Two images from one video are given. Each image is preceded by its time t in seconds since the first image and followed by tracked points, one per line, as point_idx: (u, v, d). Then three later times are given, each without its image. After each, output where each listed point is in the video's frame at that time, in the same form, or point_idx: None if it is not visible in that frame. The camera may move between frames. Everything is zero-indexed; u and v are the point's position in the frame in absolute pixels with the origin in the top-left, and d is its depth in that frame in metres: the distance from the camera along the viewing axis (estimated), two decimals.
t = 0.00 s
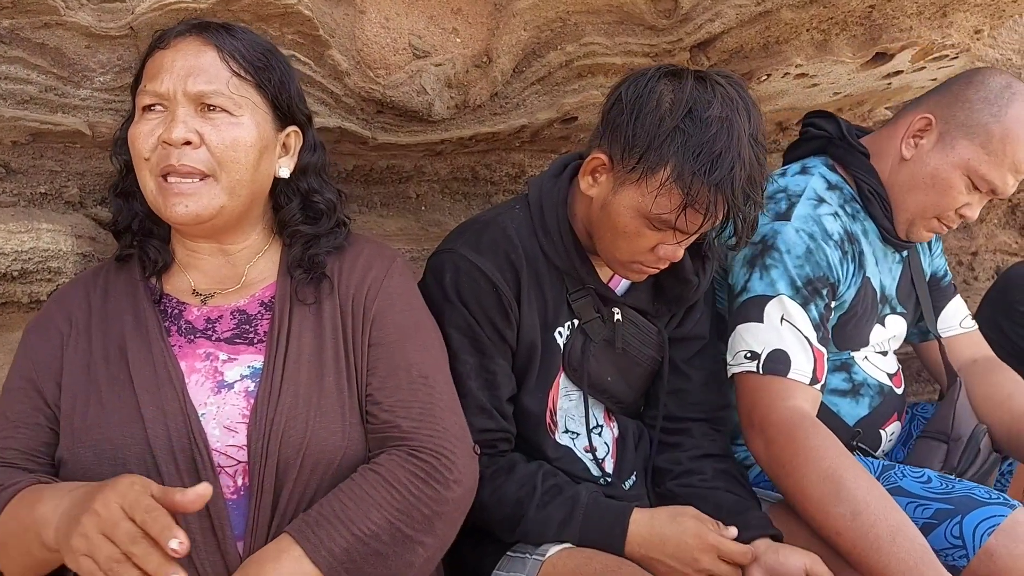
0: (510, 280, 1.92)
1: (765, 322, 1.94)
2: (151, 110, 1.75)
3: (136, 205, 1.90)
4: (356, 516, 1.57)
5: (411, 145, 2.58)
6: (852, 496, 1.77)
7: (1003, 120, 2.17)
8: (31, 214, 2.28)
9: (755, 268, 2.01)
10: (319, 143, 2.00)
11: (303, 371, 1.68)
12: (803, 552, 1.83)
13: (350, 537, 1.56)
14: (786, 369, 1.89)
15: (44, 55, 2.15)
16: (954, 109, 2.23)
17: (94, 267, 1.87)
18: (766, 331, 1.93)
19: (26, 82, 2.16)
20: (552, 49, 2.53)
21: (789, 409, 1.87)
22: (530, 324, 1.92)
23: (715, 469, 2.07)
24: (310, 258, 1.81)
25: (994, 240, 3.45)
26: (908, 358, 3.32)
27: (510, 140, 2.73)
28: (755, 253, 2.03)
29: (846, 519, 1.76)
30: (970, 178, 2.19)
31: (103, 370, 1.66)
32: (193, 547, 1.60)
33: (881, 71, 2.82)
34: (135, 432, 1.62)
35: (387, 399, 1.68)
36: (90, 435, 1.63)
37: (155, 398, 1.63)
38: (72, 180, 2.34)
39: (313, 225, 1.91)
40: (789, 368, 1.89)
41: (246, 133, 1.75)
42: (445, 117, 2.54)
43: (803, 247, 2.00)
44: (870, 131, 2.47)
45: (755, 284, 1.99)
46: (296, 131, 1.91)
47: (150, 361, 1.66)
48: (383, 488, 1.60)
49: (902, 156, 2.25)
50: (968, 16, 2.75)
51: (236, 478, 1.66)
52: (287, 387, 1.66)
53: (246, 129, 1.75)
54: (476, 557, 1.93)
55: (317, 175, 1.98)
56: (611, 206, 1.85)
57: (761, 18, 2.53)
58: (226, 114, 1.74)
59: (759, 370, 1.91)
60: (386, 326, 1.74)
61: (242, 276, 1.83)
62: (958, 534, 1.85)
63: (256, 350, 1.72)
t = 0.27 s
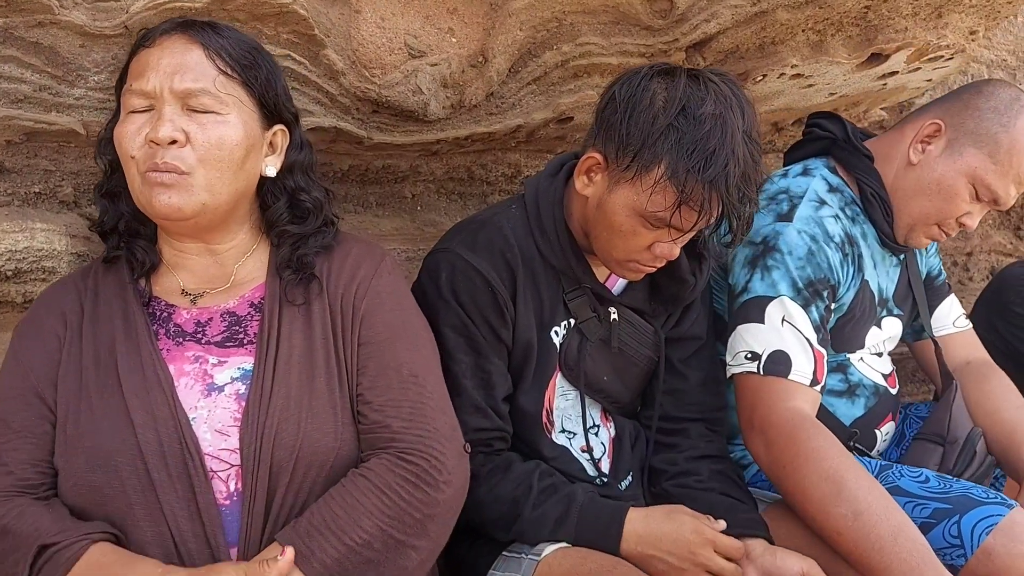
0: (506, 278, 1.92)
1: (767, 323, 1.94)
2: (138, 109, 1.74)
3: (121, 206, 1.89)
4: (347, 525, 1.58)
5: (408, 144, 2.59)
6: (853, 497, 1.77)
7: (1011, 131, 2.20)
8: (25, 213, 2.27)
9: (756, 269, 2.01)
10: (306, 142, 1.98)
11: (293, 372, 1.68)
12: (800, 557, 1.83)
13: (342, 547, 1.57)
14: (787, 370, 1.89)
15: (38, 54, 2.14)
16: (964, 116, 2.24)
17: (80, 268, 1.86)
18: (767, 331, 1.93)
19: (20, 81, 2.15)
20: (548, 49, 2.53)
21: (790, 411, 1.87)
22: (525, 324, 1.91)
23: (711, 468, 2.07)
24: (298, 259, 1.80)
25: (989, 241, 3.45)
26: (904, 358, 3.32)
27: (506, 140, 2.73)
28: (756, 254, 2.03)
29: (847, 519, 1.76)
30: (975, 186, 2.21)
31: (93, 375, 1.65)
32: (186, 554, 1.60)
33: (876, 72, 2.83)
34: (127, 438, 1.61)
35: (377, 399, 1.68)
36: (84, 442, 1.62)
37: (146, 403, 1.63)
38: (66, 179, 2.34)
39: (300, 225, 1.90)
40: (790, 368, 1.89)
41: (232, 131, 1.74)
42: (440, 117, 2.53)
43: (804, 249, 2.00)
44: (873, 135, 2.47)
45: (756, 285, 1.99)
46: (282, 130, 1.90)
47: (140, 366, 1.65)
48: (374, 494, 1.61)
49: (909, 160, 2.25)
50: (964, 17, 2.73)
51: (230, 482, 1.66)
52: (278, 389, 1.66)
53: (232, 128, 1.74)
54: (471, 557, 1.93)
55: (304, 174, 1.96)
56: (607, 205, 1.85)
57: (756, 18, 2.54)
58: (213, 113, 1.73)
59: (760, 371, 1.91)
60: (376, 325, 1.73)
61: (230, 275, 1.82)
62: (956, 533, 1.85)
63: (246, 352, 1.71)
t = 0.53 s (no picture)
0: (504, 279, 1.92)
1: (760, 326, 1.94)
2: (143, 111, 1.71)
3: (104, 209, 1.87)
4: (330, 533, 1.58)
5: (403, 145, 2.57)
6: (845, 499, 1.77)
7: (1011, 137, 2.20)
8: (19, 213, 2.30)
9: (750, 271, 2.01)
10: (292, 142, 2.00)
11: (279, 378, 1.67)
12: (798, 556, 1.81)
13: (325, 555, 1.57)
14: (780, 373, 1.90)
15: (32, 53, 2.14)
16: (963, 121, 2.25)
17: (67, 272, 1.85)
18: (760, 334, 1.93)
19: (13, 81, 2.15)
20: (543, 50, 2.53)
21: (782, 413, 1.88)
22: (523, 325, 1.91)
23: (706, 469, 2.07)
24: (289, 256, 1.81)
25: (983, 242, 3.46)
26: (898, 359, 3.33)
27: (501, 141, 2.73)
28: (750, 256, 2.03)
29: (839, 521, 1.76)
30: (972, 192, 2.21)
31: (77, 384, 1.65)
32: (173, 563, 1.60)
33: (871, 74, 2.84)
34: (112, 448, 1.61)
35: (364, 402, 1.68)
36: (69, 453, 1.61)
37: (129, 413, 1.62)
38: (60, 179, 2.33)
39: (290, 218, 1.90)
40: (784, 371, 1.90)
41: (245, 133, 1.77)
42: (436, 117, 2.52)
43: (798, 252, 2.01)
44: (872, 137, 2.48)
45: (750, 287, 1.99)
46: (271, 129, 1.90)
47: (124, 374, 1.65)
48: (358, 500, 1.60)
49: (907, 163, 2.26)
50: (957, 19, 2.75)
51: (216, 490, 1.65)
52: (264, 395, 1.65)
53: (246, 131, 1.77)
54: (466, 557, 1.92)
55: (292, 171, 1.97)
56: (607, 207, 1.85)
57: (751, 19, 2.54)
58: (226, 115, 1.75)
59: (753, 373, 1.92)
60: (363, 327, 1.73)
61: (217, 278, 1.82)
62: (949, 535, 1.85)
63: (231, 357, 1.71)
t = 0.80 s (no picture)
0: (500, 278, 1.92)
1: (755, 328, 1.95)
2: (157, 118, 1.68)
3: (91, 209, 1.80)
4: (322, 537, 1.58)
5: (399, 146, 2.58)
6: (839, 499, 1.78)
7: (1007, 141, 2.20)
8: (15, 215, 2.32)
9: (745, 273, 2.02)
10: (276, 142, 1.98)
11: (266, 382, 1.67)
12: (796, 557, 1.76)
13: (317, 558, 1.57)
14: (773, 375, 1.90)
15: (28, 55, 2.14)
16: (958, 124, 2.26)
17: (55, 275, 1.85)
18: (755, 336, 1.94)
19: (10, 82, 2.15)
20: (539, 51, 2.53)
21: (776, 415, 1.89)
22: (520, 324, 1.92)
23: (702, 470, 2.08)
24: (279, 249, 1.81)
25: (978, 242, 3.47)
26: (893, 359, 3.35)
27: (497, 142, 2.73)
28: (744, 258, 2.04)
29: (833, 520, 1.77)
30: (966, 195, 2.22)
31: (62, 389, 1.65)
32: (162, 567, 1.60)
33: (866, 75, 2.85)
34: (97, 453, 1.61)
35: (354, 402, 1.68)
36: (55, 459, 1.62)
37: (115, 418, 1.63)
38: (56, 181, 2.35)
39: (275, 212, 1.90)
40: (778, 373, 1.91)
41: (257, 141, 1.80)
42: (431, 119, 2.53)
43: (792, 254, 2.01)
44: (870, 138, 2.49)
45: (745, 289, 2.00)
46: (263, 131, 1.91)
47: (108, 380, 1.65)
48: (349, 503, 1.61)
49: (902, 166, 2.27)
50: (951, 21, 2.74)
51: (204, 494, 1.66)
52: (250, 398, 1.65)
53: (256, 139, 1.80)
54: (462, 557, 1.94)
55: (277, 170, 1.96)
56: (604, 208, 1.86)
57: (746, 21, 2.55)
58: (240, 124, 1.78)
59: (746, 375, 1.93)
60: (352, 327, 1.73)
61: (203, 281, 1.81)
62: (943, 535, 1.86)
63: (217, 360, 1.71)
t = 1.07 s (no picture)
0: (495, 279, 1.93)
1: (751, 328, 1.96)
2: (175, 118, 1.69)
3: (100, 206, 1.80)
4: (314, 538, 1.58)
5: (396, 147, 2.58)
6: (835, 498, 1.78)
7: (1001, 142, 2.22)
8: (13, 215, 2.31)
9: (741, 274, 2.03)
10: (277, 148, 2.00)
11: (262, 382, 1.68)
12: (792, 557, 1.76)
13: (308, 559, 1.57)
14: (770, 374, 1.91)
15: (26, 55, 2.14)
16: (954, 126, 2.27)
17: (57, 273, 1.86)
18: (751, 336, 1.94)
19: (7, 83, 2.15)
20: (536, 52, 2.53)
21: (774, 414, 1.89)
22: (515, 324, 1.93)
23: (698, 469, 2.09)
24: (284, 247, 1.83)
25: (973, 243, 3.49)
26: (889, 359, 3.36)
27: (494, 142, 2.74)
28: (741, 259, 2.05)
29: (830, 520, 1.78)
30: (961, 196, 2.23)
31: (60, 389, 1.66)
32: (155, 568, 1.60)
33: (862, 76, 2.86)
34: (94, 453, 1.61)
35: (349, 405, 1.69)
36: (51, 459, 1.62)
37: (113, 419, 1.63)
38: (53, 181, 2.34)
39: (278, 212, 1.92)
40: (775, 372, 1.91)
41: (268, 145, 1.83)
42: (429, 119, 2.54)
43: (788, 254, 2.02)
44: (861, 138, 2.49)
45: (741, 289, 2.01)
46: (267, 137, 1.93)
47: (107, 381, 1.65)
48: (342, 505, 1.61)
49: (898, 166, 2.28)
50: (947, 22, 2.76)
51: (198, 495, 1.66)
52: (246, 399, 1.66)
53: (268, 143, 1.83)
54: (459, 557, 1.94)
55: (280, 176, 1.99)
56: (599, 208, 1.87)
57: (743, 22, 2.56)
58: (252, 128, 1.80)
59: (744, 375, 1.93)
60: (349, 330, 1.74)
61: (202, 281, 1.82)
62: (938, 534, 1.87)
63: (214, 362, 1.71)
